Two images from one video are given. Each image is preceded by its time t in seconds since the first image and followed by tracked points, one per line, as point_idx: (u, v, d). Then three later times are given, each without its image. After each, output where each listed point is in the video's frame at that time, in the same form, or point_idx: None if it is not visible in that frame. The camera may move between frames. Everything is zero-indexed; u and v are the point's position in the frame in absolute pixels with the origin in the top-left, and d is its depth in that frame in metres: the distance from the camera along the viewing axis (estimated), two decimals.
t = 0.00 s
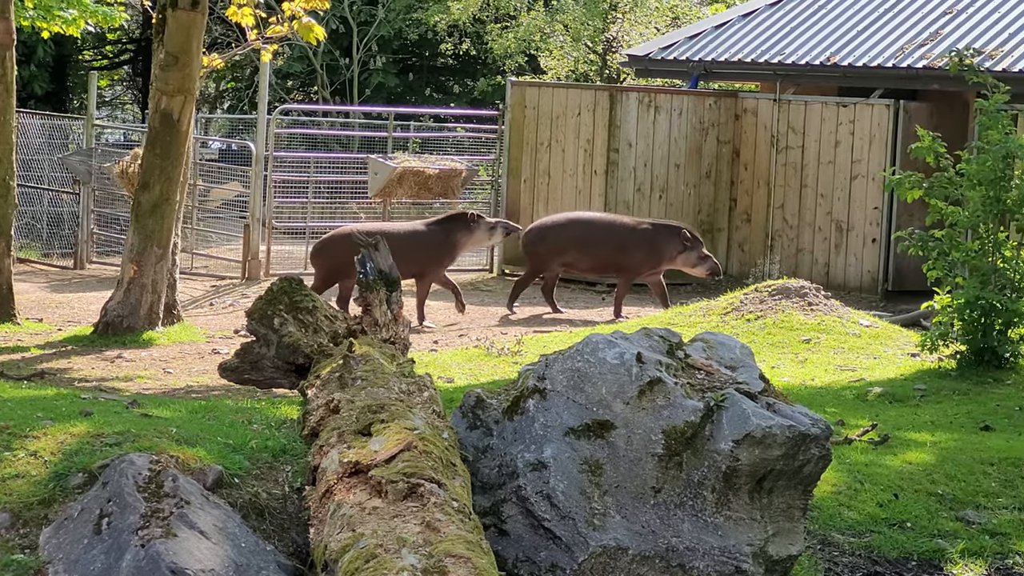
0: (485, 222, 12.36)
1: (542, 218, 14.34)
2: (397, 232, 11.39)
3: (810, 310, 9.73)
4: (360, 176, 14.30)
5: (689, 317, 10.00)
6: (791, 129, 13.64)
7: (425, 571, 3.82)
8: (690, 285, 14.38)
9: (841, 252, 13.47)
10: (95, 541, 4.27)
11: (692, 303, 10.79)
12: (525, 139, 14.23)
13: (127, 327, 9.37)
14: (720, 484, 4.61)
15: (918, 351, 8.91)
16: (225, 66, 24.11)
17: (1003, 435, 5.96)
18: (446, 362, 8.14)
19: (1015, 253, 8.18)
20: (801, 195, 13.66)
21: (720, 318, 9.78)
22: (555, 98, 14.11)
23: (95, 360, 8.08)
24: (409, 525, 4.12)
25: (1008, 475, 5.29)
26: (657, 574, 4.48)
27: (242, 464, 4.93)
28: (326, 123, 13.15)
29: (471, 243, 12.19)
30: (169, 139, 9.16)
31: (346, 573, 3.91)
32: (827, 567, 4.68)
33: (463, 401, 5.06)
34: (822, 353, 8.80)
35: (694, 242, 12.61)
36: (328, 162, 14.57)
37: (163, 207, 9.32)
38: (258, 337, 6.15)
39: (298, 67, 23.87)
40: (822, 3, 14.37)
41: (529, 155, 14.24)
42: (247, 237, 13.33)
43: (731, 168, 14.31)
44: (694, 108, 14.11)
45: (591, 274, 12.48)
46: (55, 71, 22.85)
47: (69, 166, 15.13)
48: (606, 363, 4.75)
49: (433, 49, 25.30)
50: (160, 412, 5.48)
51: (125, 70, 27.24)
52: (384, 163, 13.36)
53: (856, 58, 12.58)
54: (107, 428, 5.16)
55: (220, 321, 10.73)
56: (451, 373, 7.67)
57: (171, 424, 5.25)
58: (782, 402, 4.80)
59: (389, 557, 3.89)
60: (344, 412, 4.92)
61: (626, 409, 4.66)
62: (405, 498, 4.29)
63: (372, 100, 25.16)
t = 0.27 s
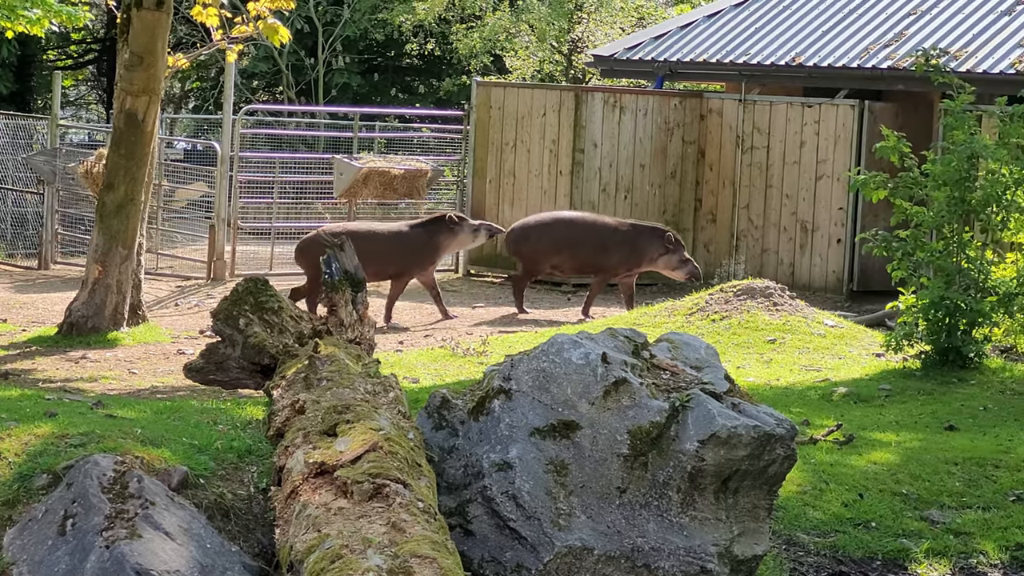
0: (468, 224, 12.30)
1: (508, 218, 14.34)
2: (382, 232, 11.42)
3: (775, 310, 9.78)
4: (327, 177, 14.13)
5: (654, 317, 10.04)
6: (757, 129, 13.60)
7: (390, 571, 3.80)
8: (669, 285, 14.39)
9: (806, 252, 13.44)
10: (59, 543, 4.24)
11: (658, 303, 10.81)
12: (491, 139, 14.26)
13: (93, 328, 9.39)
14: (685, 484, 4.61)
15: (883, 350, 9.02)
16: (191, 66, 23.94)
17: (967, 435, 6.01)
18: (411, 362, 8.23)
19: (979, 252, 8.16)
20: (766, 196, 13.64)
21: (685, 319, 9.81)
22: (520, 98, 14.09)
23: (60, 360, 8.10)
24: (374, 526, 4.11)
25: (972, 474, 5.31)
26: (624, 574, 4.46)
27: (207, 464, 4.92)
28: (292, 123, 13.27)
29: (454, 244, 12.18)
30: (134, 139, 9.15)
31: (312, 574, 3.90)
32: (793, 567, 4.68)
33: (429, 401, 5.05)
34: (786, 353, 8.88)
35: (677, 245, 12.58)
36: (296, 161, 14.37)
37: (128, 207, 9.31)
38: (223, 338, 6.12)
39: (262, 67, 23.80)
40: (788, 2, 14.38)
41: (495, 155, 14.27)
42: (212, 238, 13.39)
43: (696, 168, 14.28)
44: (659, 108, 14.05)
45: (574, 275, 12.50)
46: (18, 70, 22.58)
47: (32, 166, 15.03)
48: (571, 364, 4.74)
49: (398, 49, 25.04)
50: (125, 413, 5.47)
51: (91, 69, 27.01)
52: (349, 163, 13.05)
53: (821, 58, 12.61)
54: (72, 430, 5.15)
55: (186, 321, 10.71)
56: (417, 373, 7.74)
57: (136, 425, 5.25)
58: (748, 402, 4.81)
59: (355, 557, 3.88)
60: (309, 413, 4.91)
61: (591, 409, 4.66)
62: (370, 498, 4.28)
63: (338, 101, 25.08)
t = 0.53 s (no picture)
0: (456, 223, 12.24)
1: (479, 218, 14.26)
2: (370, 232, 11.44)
3: (746, 310, 9.84)
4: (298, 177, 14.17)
5: (626, 317, 10.07)
6: (728, 129, 13.63)
7: (360, 572, 3.79)
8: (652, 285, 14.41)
9: (777, 252, 13.51)
10: (29, 544, 4.20)
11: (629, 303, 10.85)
12: (463, 139, 14.17)
13: (63, 328, 9.40)
14: (656, 484, 4.59)
15: (853, 350, 9.05)
16: (162, 66, 23.78)
17: (936, 434, 6.05)
18: (382, 362, 8.21)
19: (949, 252, 8.19)
20: (738, 195, 13.68)
21: (657, 318, 9.90)
22: (492, 98, 14.01)
23: (30, 360, 8.12)
24: (345, 526, 4.09)
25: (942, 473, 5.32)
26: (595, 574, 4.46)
27: (178, 466, 4.91)
28: (263, 124, 13.33)
29: (442, 242, 12.16)
30: (105, 139, 9.19)
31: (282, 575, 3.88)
32: (764, 566, 4.68)
33: (400, 402, 5.03)
34: (756, 353, 8.93)
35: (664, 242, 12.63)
36: (266, 161, 14.47)
37: (99, 208, 9.35)
38: (194, 338, 6.13)
39: (233, 67, 23.72)
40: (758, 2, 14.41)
41: (466, 155, 14.18)
42: (184, 238, 13.24)
43: (668, 168, 14.28)
44: (631, 108, 14.01)
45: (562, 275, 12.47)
46: None
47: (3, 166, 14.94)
48: (542, 364, 4.73)
49: (370, 49, 24.90)
50: (95, 414, 5.46)
51: (62, 69, 26.83)
52: (320, 164, 13.01)
53: (792, 59, 12.64)
54: (42, 431, 5.13)
55: (156, 321, 10.69)
56: (387, 372, 7.82)
57: (107, 426, 5.24)
58: (718, 402, 4.81)
59: (325, 558, 3.86)
60: (280, 413, 4.91)
61: (562, 409, 4.64)
62: (341, 499, 4.27)
63: (311, 102, 25.05)
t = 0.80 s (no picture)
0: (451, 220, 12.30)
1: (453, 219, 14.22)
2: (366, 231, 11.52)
3: (720, 311, 9.88)
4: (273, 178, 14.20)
5: (600, 317, 10.07)
6: (702, 129, 13.64)
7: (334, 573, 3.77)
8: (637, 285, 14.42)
9: (751, 253, 13.53)
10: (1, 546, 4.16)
11: (603, 304, 10.86)
12: (436, 139, 14.13)
13: (36, 329, 9.39)
14: (630, 485, 4.59)
15: (828, 350, 9.15)
16: (134, 67, 23.46)
17: (910, 434, 6.08)
18: (357, 362, 8.38)
19: (922, 252, 8.25)
20: (712, 195, 13.69)
21: (630, 319, 9.90)
22: (465, 98, 13.94)
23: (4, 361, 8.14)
24: (318, 527, 4.07)
25: (917, 472, 5.33)
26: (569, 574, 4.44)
27: (151, 467, 4.90)
28: (237, 124, 13.34)
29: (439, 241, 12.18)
30: (78, 140, 9.21)
31: None
32: (737, 567, 4.68)
33: (373, 403, 5.02)
34: (731, 353, 9.00)
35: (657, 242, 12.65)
36: (241, 164, 14.60)
37: (72, 208, 9.37)
38: (168, 338, 6.16)
39: (207, 68, 23.32)
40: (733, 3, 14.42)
41: (440, 155, 14.13)
42: (158, 239, 13.16)
43: (642, 168, 14.32)
44: (605, 108, 13.99)
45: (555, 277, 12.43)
46: None
47: None
48: (516, 365, 4.73)
49: (344, 49, 24.62)
50: (68, 416, 5.46)
51: (35, 69, 26.54)
52: (295, 164, 13.01)
53: (766, 58, 12.65)
54: (14, 432, 5.10)
55: (130, 322, 10.63)
56: (362, 374, 7.94)
57: (79, 427, 5.24)
58: (692, 402, 4.82)
59: (299, 559, 3.85)
60: (254, 414, 4.90)
61: (536, 409, 4.64)
62: (315, 500, 4.24)
63: (285, 102, 24.74)
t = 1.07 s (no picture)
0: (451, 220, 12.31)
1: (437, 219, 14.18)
2: (368, 231, 11.54)
3: (703, 311, 9.92)
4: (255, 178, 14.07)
5: (583, 317, 10.10)
6: (685, 130, 13.69)
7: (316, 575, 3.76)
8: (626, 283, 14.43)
9: (734, 253, 13.53)
10: None
11: (587, 304, 10.88)
12: (419, 140, 14.13)
13: (18, 331, 9.37)
14: (613, 486, 4.59)
15: (810, 350, 9.19)
16: (117, 68, 23.23)
17: (894, 434, 6.12)
18: (341, 362, 8.42)
19: (904, 252, 8.27)
20: (695, 195, 13.74)
21: (613, 319, 9.92)
22: (448, 99, 13.91)
23: None
24: (301, 529, 4.06)
25: (899, 473, 5.34)
26: None
27: (134, 469, 4.89)
28: (219, 124, 13.31)
29: (440, 241, 12.20)
30: (61, 141, 9.21)
31: None
32: (721, 567, 4.69)
33: (356, 404, 5.00)
34: (715, 354, 9.03)
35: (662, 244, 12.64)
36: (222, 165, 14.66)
37: (55, 209, 9.37)
38: (150, 340, 6.15)
39: (190, 68, 23.17)
40: (715, 3, 14.42)
41: (423, 156, 14.12)
42: (141, 240, 13.12)
43: (624, 169, 14.29)
44: (588, 109, 13.92)
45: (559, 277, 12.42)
46: None
47: None
48: (499, 365, 4.73)
49: (326, 50, 24.53)
50: (50, 418, 5.45)
51: (17, 70, 26.36)
52: (277, 165, 12.96)
53: (749, 58, 12.65)
54: None
55: (113, 324, 10.59)
56: (346, 375, 7.90)
57: (62, 429, 5.23)
58: (675, 403, 4.82)
59: (282, 560, 3.83)
60: (236, 416, 4.89)
61: (519, 410, 4.64)
62: (298, 501, 4.23)
63: (268, 102, 24.63)
